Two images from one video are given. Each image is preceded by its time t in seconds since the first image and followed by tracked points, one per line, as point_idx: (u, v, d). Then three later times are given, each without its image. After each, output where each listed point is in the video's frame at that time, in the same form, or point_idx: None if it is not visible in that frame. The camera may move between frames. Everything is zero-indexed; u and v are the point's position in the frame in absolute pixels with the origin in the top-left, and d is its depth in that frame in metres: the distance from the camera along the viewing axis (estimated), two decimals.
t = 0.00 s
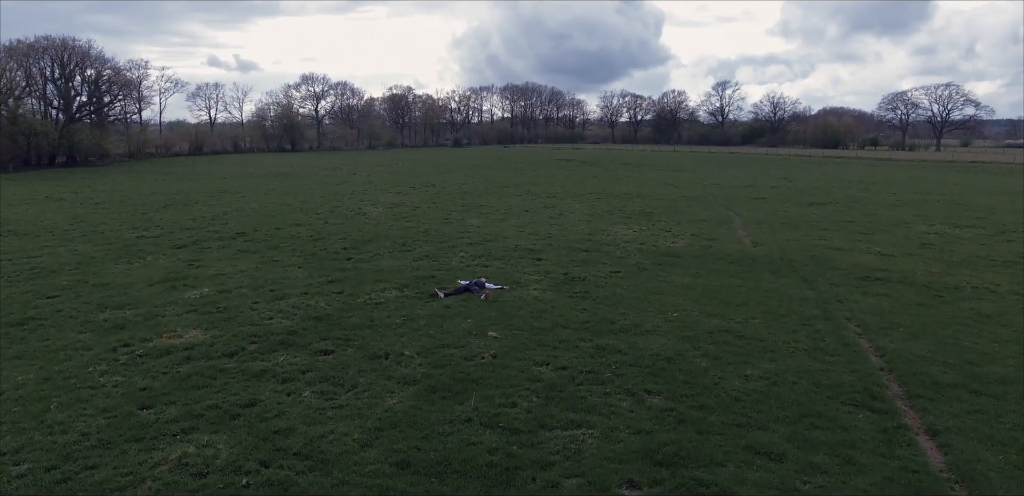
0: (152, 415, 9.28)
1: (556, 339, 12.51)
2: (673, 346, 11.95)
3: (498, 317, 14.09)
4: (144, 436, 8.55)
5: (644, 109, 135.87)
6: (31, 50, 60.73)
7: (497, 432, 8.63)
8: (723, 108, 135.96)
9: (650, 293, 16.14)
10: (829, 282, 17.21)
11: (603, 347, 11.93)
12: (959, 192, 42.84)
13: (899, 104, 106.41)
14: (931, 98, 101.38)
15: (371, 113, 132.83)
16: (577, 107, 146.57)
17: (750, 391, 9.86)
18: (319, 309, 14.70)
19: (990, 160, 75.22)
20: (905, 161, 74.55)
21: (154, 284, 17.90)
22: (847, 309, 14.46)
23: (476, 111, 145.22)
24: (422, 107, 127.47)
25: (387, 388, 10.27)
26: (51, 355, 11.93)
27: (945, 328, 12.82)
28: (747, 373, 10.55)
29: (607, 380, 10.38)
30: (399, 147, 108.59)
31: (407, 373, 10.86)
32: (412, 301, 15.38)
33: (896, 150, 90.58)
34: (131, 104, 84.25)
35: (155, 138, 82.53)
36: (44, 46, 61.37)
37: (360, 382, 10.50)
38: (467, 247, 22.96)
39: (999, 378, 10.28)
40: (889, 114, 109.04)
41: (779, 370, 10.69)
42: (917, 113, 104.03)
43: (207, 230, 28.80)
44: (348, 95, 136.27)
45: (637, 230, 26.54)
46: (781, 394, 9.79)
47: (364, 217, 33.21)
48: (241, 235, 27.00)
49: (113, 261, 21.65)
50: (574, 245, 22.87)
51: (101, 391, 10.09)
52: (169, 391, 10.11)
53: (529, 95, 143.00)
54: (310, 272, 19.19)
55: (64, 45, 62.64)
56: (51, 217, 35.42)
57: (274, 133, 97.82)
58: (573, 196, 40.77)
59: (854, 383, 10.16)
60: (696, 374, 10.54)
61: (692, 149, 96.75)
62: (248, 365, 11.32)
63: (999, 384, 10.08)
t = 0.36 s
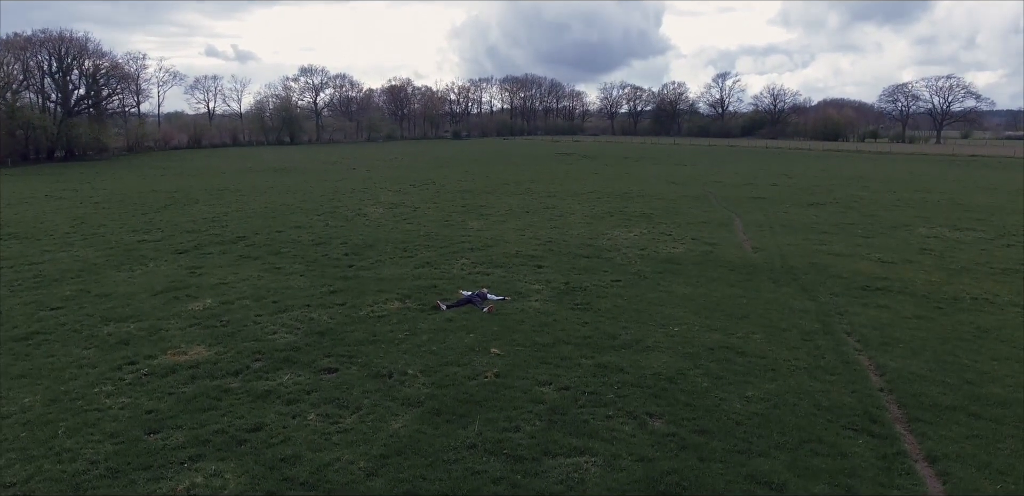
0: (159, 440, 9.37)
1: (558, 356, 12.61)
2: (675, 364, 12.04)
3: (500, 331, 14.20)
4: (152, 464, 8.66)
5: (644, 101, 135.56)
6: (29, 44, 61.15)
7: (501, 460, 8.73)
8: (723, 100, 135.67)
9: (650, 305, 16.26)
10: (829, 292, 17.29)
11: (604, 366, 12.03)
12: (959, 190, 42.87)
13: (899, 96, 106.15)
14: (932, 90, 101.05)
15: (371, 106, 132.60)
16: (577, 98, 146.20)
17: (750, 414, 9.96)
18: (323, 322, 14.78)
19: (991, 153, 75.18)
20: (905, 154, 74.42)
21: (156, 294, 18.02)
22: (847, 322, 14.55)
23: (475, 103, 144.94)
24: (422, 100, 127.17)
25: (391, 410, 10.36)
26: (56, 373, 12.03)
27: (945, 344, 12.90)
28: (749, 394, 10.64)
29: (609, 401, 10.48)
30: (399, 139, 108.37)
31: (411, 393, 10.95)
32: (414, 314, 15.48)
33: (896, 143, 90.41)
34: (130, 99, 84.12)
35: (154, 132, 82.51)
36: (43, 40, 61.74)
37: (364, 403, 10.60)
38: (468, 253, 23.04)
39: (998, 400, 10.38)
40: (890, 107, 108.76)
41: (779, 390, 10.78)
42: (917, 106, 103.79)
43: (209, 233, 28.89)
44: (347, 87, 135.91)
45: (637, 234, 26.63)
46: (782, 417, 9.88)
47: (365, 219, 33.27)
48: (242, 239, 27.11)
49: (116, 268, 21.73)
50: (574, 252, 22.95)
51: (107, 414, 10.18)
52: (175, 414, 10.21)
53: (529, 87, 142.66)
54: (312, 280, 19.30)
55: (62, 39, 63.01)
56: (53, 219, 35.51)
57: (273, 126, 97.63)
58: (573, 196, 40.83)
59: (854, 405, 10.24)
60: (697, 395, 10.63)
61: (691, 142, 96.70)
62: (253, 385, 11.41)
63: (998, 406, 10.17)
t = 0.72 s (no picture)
0: (170, 468, 9.60)
1: (560, 375, 12.80)
2: (675, 384, 12.23)
3: (503, 347, 14.38)
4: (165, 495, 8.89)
5: (644, 90, 135.10)
6: (27, 35, 61.12)
7: (506, 490, 8.95)
8: (724, 90, 135.23)
9: (651, 317, 16.44)
10: (828, 304, 17.47)
11: (606, 385, 12.22)
12: (959, 187, 42.95)
13: (900, 86, 105.83)
14: (932, 81, 100.73)
15: (370, 96, 132.18)
16: (576, 86, 145.65)
17: (749, 439, 10.17)
18: (327, 338, 14.96)
19: (990, 145, 75.13)
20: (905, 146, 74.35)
21: (161, 305, 18.20)
22: (846, 338, 14.73)
23: (475, 92, 144.42)
24: (421, 89, 126.72)
25: (397, 433, 10.56)
26: (66, 393, 12.23)
27: (941, 362, 13.10)
28: (748, 417, 10.85)
29: (611, 425, 10.69)
30: (398, 129, 108.13)
31: (416, 416, 11.15)
32: (418, 328, 15.66)
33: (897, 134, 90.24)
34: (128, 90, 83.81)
35: (153, 123, 82.19)
36: (41, 31, 61.70)
37: (371, 426, 10.79)
38: (470, 259, 23.21)
39: (993, 423, 10.58)
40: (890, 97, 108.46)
41: (778, 413, 10.98)
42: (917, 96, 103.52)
43: (211, 236, 29.04)
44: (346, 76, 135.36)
45: (638, 238, 26.77)
46: (780, 442, 10.09)
47: (366, 220, 33.42)
48: (245, 243, 27.27)
49: (120, 276, 21.92)
50: (575, 258, 23.11)
51: (119, 438, 10.39)
52: (184, 438, 10.41)
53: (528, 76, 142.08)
54: (316, 290, 19.48)
55: (60, 31, 62.97)
56: (55, 219, 35.68)
57: (273, 116, 97.31)
58: (573, 195, 40.91)
59: (851, 429, 10.45)
60: (697, 418, 10.83)
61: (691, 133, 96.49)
62: (261, 406, 11.61)
63: (992, 430, 10.39)
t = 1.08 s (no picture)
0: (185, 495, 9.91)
1: (562, 392, 13.08)
2: (675, 403, 12.50)
3: (507, 362, 14.63)
4: None
5: (644, 76, 134.49)
6: (26, 24, 61.16)
7: None
8: (724, 76, 134.65)
9: (651, 329, 16.67)
10: (825, 314, 17.73)
11: (607, 405, 12.50)
12: (957, 182, 43.10)
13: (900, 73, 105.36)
14: (933, 68, 100.34)
15: (369, 83, 131.65)
16: (576, 72, 145.16)
17: (747, 462, 10.46)
18: (333, 352, 15.22)
19: (991, 134, 75.01)
20: (905, 136, 74.25)
21: (168, 315, 18.45)
22: (843, 352, 14.98)
23: (474, 78, 143.81)
24: (420, 76, 126.18)
25: (403, 456, 10.84)
26: (79, 412, 12.50)
27: (935, 379, 13.37)
28: (747, 440, 11.11)
29: (612, 448, 10.97)
30: (398, 117, 107.84)
31: (421, 437, 11.42)
32: (421, 341, 15.93)
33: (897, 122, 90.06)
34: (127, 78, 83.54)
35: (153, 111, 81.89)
36: (39, 20, 61.72)
37: (378, 449, 11.06)
38: (471, 264, 23.45)
39: (985, 446, 10.86)
40: (890, 84, 108.06)
41: (776, 435, 11.25)
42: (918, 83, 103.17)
43: (215, 237, 29.25)
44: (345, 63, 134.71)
45: (638, 241, 26.98)
46: (776, 466, 10.37)
47: (368, 219, 33.63)
48: (248, 245, 27.48)
49: (126, 282, 22.14)
50: (576, 264, 23.34)
51: (133, 462, 10.68)
52: (197, 462, 10.69)
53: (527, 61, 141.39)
54: (320, 298, 19.72)
55: (59, 19, 62.98)
56: (58, 218, 35.89)
57: (272, 104, 96.90)
58: (573, 192, 41.05)
59: (847, 452, 10.72)
60: (696, 440, 11.12)
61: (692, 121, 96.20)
62: (270, 426, 11.87)
63: (984, 453, 10.67)
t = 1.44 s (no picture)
0: None
1: (563, 409, 13.41)
2: (673, 420, 12.84)
3: (508, 375, 14.96)
4: None
5: (645, 57, 133.34)
6: (24, 8, 60.68)
7: None
8: (725, 57, 133.55)
9: (650, 339, 16.98)
10: (821, 323, 18.02)
11: (607, 422, 12.85)
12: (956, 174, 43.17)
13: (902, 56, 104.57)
14: (935, 50, 99.61)
15: (368, 65, 130.65)
16: (576, 53, 143.93)
17: (742, 484, 10.83)
18: (339, 364, 15.54)
19: (992, 119, 74.77)
20: (907, 121, 73.99)
21: (176, 322, 18.75)
22: (838, 364, 15.29)
23: (473, 59, 142.58)
24: (419, 57, 125.15)
25: (410, 477, 11.21)
26: (93, 429, 12.84)
27: (927, 394, 13.70)
28: (742, 460, 11.47)
29: (611, 468, 11.33)
30: (397, 100, 107.25)
31: (427, 456, 11.78)
32: (425, 352, 16.24)
33: (899, 105, 89.62)
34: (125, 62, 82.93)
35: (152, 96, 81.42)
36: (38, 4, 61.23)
37: (385, 469, 11.43)
38: (472, 266, 23.69)
39: (973, 467, 11.21)
40: (892, 67, 107.34)
41: (771, 455, 11.60)
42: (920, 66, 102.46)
43: (218, 236, 29.49)
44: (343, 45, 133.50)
45: (638, 241, 27.17)
46: (771, 489, 10.74)
47: (370, 216, 33.79)
48: (251, 245, 27.72)
49: (132, 286, 22.43)
50: (576, 267, 23.56)
51: (149, 483, 11.06)
52: (211, 483, 11.07)
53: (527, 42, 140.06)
54: (325, 304, 20.02)
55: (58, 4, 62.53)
56: (62, 213, 36.05)
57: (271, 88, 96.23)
58: (574, 185, 41.14)
59: (839, 473, 11.09)
60: (693, 461, 11.48)
61: (693, 105, 95.70)
62: (280, 444, 12.23)
63: (971, 475, 11.03)
